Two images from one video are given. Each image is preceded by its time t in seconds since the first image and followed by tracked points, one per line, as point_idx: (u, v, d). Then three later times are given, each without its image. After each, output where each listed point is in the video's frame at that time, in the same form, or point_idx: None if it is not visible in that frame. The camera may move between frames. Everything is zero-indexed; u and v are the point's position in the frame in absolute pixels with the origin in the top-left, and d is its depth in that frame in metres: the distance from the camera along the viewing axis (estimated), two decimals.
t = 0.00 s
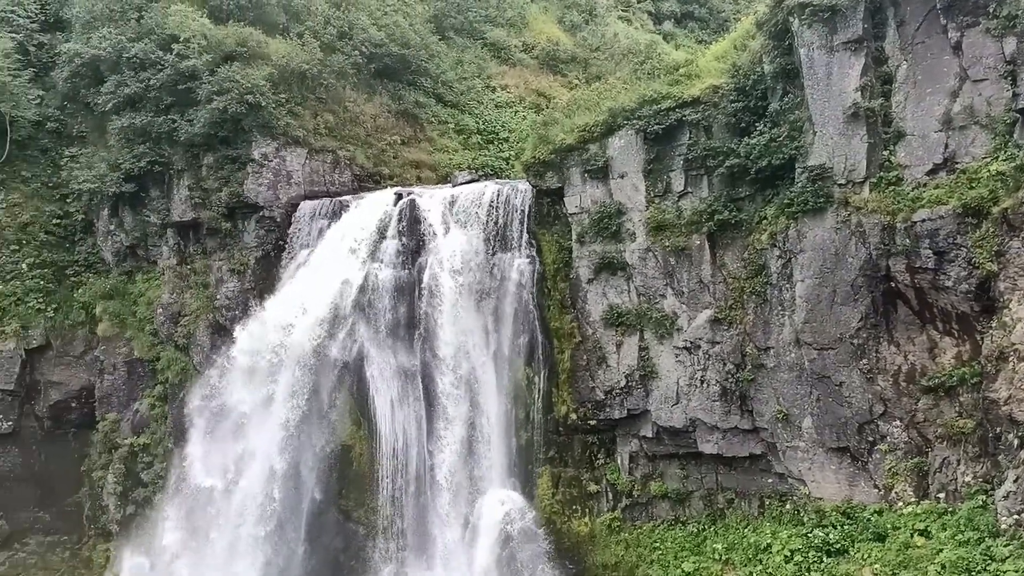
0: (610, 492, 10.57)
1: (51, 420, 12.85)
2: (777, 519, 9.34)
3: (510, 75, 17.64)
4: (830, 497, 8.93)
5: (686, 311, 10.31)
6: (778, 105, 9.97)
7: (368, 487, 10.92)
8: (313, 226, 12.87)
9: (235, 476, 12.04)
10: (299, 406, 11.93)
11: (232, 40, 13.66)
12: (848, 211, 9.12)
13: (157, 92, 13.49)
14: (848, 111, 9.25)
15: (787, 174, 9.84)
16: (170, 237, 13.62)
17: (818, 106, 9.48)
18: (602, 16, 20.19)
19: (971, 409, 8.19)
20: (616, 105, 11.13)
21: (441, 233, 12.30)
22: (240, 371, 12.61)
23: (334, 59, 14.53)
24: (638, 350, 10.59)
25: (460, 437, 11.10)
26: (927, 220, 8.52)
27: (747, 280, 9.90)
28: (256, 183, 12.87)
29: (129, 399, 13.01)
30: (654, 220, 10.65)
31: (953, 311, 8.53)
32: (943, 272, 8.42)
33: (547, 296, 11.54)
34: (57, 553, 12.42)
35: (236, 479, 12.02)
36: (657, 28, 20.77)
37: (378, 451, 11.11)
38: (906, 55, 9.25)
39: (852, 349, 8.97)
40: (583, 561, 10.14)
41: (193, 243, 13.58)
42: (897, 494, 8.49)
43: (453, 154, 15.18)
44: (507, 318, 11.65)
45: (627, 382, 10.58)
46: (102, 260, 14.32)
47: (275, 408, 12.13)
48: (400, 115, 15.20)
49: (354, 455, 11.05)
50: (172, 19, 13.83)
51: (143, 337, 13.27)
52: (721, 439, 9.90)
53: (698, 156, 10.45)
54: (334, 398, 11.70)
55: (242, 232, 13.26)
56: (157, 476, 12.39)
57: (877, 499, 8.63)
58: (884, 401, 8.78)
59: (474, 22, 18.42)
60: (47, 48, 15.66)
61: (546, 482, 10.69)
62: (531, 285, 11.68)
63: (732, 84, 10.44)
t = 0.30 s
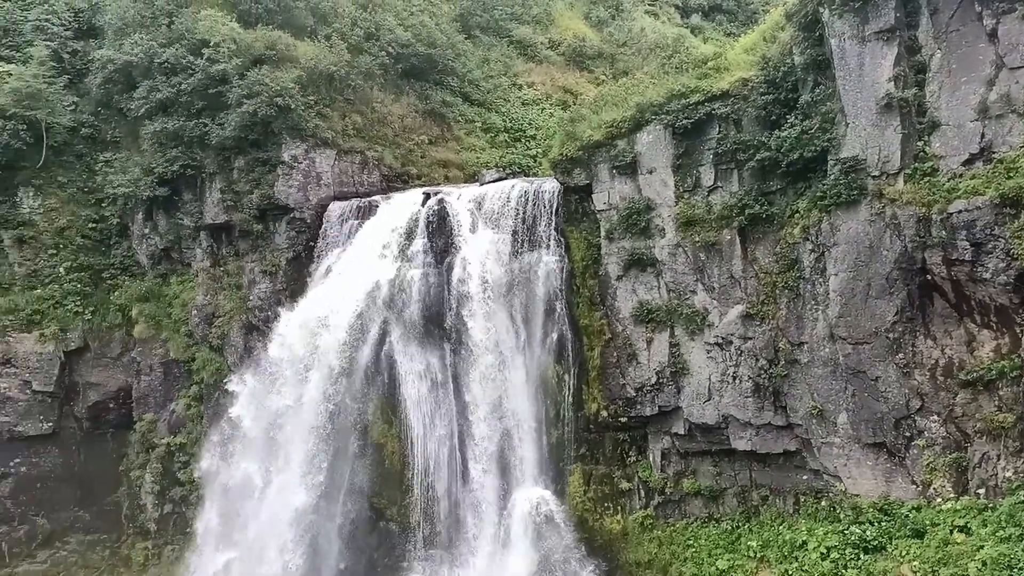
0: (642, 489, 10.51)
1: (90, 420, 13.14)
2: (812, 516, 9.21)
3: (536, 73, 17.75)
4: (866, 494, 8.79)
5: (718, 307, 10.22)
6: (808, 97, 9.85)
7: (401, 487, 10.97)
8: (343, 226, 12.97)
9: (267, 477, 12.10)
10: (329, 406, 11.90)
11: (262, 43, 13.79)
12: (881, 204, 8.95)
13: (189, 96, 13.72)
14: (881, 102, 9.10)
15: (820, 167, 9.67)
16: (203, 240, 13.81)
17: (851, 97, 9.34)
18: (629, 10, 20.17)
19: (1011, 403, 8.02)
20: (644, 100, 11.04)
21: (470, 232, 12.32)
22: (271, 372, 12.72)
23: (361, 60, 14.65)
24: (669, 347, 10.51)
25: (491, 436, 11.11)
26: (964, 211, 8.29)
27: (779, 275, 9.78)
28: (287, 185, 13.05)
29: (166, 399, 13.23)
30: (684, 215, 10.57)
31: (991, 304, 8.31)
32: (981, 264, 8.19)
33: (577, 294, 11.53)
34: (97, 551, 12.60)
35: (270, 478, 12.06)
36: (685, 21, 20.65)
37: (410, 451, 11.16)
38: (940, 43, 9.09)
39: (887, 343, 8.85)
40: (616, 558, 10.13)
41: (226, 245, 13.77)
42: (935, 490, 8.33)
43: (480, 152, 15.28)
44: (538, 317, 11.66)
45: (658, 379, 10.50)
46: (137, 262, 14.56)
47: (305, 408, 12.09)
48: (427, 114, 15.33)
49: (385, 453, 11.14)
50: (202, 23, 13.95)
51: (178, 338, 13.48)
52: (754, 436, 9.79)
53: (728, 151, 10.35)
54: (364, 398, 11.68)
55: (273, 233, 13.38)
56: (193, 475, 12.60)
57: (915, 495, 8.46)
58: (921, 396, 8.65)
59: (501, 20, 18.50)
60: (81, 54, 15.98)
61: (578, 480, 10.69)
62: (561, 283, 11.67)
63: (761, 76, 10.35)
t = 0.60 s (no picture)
0: (676, 484, 10.50)
1: (130, 416, 13.38)
2: (850, 512, 9.11)
3: (567, 65, 18.00)
4: (906, 489, 8.64)
5: (752, 300, 10.11)
6: (844, 87, 9.70)
7: (435, 481, 10.91)
8: (376, 222, 13.11)
9: (302, 471, 12.22)
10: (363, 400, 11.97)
11: (294, 42, 13.89)
12: (920, 194, 8.75)
13: (224, 96, 13.90)
14: (919, 91, 8.92)
15: (857, 157, 9.54)
16: (239, 237, 14.02)
17: (886, 87, 9.18)
18: (660, 3, 20.24)
19: None
20: (676, 93, 10.98)
21: (501, 227, 12.36)
22: (307, 368, 12.85)
23: (392, 57, 14.77)
24: (703, 341, 10.45)
25: (525, 430, 11.09)
26: (1005, 201, 8.11)
27: (816, 267, 9.64)
28: (320, 181, 13.12)
29: (204, 394, 13.45)
30: (717, 208, 10.47)
31: None
32: None
33: (609, 288, 11.51)
34: (138, 544, 12.82)
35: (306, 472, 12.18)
36: (718, 13, 20.57)
37: (444, 445, 11.10)
38: (980, 30, 8.87)
39: (926, 336, 8.65)
40: (650, 553, 10.08)
41: (261, 242, 13.92)
42: (977, 485, 8.15)
43: (511, 147, 15.33)
44: (570, 310, 11.59)
45: (692, 373, 10.45)
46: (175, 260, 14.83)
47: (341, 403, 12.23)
48: (458, 110, 15.51)
49: (420, 448, 11.06)
50: (236, 23, 14.12)
51: (216, 334, 13.72)
52: (791, 431, 9.69)
53: (762, 142, 10.23)
54: (397, 392, 11.68)
55: (307, 230, 13.49)
56: (230, 469, 12.78)
57: (956, 490, 8.29)
58: (961, 389, 8.43)
59: (530, 15, 18.96)
60: (117, 56, 16.23)
61: (612, 474, 10.69)
62: (593, 275, 11.63)
63: (795, 66, 10.22)
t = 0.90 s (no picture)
0: (706, 475, 10.47)
1: (164, 405, 13.66)
2: (882, 504, 9.03)
3: (596, 55, 18.03)
4: (939, 481, 8.54)
5: (784, 290, 9.98)
6: (877, 74, 9.58)
7: (462, 471, 11.09)
8: (404, 214, 13.13)
9: (332, 460, 12.37)
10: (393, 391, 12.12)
11: (323, 34, 13.98)
12: (955, 182, 8.60)
13: (254, 88, 14.01)
14: (954, 78, 8.76)
15: (891, 145, 9.39)
16: (269, 229, 14.15)
17: (920, 73, 9.02)
18: None
19: None
20: (706, 81, 10.87)
21: (529, 217, 12.31)
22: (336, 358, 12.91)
23: (421, 48, 14.85)
24: (733, 332, 10.37)
25: (553, 421, 11.16)
26: None
27: (848, 257, 9.53)
28: (349, 173, 13.21)
29: (236, 384, 13.64)
30: (747, 197, 10.35)
31: None
32: None
33: (638, 279, 11.50)
34: (172, 532, 13.00)
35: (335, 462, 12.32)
36: None
37: (471, 435, 11.26)
38: (1018, 14, 8.62)
39: (961, 327, 8.50)
40: (680, 544, 10.08)
41: (291, 234, 14.07)
42: (1013, 477, 8.00)
43: (539, 137, 15.31)
44: (598, 301, 11.60)
45: (722, 363, 10.37)
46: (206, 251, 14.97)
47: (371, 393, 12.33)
48: (485, 101, 15.52)
49: (449, 438, 11.26)
50: (265, 16, 14.26)
51: (246, 324, 13.85)
52: (822, 422, 9.59)
53: (793, 130, 10.09)
54: (426, 383, 11.83)
55: (336, 222, 13.60)
56: (261, 459, 12.89)
57: (991, 483, 8.17)
58: (996, 380, 8.28)
59: (558, 4, 19.10)
60: (149, 49, 16.45)
61: (641, 465, 10.66)
62: (621, 266, 11.56)
63: (828, 54, 10.07)
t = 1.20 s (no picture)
0: (730, 466, 10.41)
1: (190, 392, 13.79)
2: (910, 495, 8.93)
3: (620, 42, 17.97)
4: (968, 473, 8.46)
5: (810, 279, 9.90)
6: (908, 60, 9.39)
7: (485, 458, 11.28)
8: (427, 202, 13.13)
9: (359, 447, 12.64)
10: (418, 379, 12.32)
11: (347, 22, 13.94)
12: (987, 170, 8.45)
13: (279, 78, 14.10)
14: (987, 64, 8.57)
15: (921, 132, 9.29)
16: (293, 218, 14.25)
17: (952, 59, 8.87)
18: None
19: None
20: (732, 68, 10.78)
21: (553, 206, 12.25)
22: (361, 345, 13.05)
23: (445, 37, 14.88)
24: (758, 321, 10.29)
25: (577, 409, 11.13)
26: None
27: (876, 246, 9.42)
28: (372, 162, 13.23)
29: (261, 371, 13.78)
30: (774, 185, 10.26)
31: None
32: None
33: (662, 268, 11.39)
34: (200, 517, 13.22)
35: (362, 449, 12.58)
36: None
37: (495, 423, 11.37)
38: None
39: (991, 317, 8.37)
40: (704, 535, 10.08)
41: (315, 222, 14.12)
42: None
43: (564, 125, 15.43)
44: (622, 291, 11.58)
45: (746, 353, 10.31)
46: (232, 241, 15.16)
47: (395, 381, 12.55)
48: (509, 89, 15.54)
49: (471, 426, 11.46)
50: (290, 6, 14.36)
51: (272, 313, 14.07)
52: (849, 413, 9.51)
53: (821, 118, 9.98)
54: (451, 372, 12.05)
55: (360, 211, 13.67)
56: (287, 445, 13.11)
57: (1021, 475, 8.05)
58: None
59: None
60: (175, 39, 16.60)
61: (664, 454, 10.64)
62: (645, 257, 11.54)
63: (857, 40, 9.91)
